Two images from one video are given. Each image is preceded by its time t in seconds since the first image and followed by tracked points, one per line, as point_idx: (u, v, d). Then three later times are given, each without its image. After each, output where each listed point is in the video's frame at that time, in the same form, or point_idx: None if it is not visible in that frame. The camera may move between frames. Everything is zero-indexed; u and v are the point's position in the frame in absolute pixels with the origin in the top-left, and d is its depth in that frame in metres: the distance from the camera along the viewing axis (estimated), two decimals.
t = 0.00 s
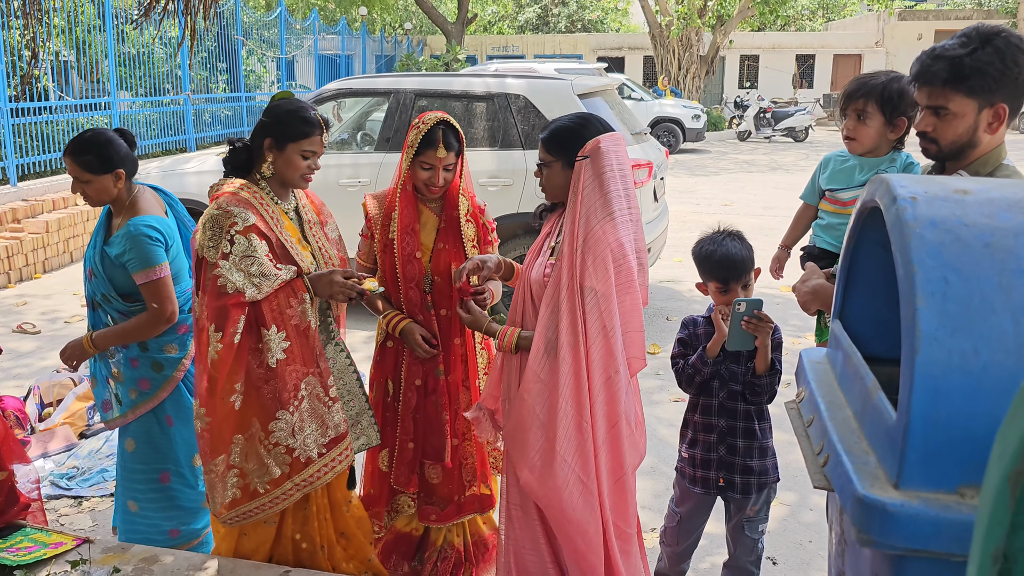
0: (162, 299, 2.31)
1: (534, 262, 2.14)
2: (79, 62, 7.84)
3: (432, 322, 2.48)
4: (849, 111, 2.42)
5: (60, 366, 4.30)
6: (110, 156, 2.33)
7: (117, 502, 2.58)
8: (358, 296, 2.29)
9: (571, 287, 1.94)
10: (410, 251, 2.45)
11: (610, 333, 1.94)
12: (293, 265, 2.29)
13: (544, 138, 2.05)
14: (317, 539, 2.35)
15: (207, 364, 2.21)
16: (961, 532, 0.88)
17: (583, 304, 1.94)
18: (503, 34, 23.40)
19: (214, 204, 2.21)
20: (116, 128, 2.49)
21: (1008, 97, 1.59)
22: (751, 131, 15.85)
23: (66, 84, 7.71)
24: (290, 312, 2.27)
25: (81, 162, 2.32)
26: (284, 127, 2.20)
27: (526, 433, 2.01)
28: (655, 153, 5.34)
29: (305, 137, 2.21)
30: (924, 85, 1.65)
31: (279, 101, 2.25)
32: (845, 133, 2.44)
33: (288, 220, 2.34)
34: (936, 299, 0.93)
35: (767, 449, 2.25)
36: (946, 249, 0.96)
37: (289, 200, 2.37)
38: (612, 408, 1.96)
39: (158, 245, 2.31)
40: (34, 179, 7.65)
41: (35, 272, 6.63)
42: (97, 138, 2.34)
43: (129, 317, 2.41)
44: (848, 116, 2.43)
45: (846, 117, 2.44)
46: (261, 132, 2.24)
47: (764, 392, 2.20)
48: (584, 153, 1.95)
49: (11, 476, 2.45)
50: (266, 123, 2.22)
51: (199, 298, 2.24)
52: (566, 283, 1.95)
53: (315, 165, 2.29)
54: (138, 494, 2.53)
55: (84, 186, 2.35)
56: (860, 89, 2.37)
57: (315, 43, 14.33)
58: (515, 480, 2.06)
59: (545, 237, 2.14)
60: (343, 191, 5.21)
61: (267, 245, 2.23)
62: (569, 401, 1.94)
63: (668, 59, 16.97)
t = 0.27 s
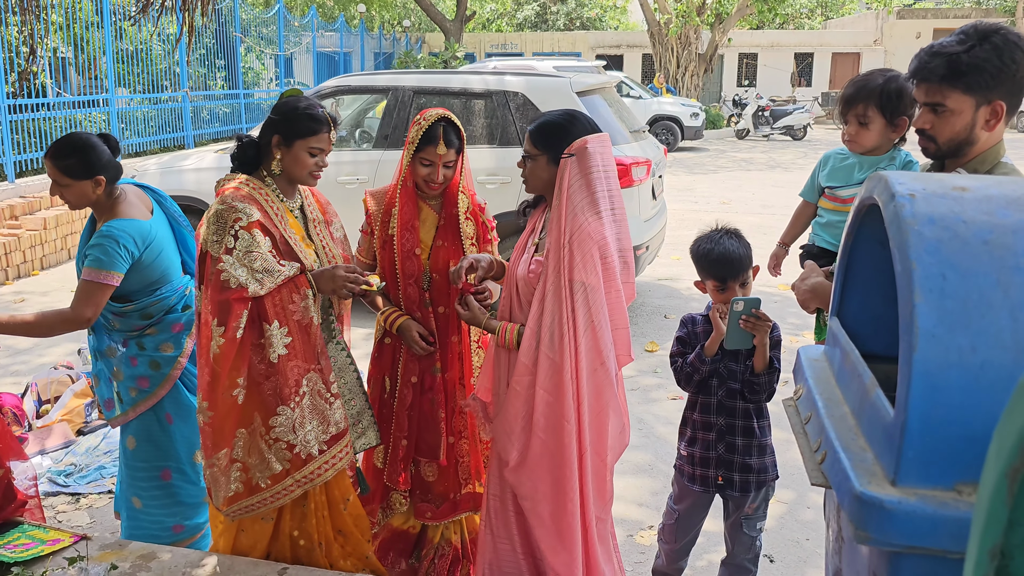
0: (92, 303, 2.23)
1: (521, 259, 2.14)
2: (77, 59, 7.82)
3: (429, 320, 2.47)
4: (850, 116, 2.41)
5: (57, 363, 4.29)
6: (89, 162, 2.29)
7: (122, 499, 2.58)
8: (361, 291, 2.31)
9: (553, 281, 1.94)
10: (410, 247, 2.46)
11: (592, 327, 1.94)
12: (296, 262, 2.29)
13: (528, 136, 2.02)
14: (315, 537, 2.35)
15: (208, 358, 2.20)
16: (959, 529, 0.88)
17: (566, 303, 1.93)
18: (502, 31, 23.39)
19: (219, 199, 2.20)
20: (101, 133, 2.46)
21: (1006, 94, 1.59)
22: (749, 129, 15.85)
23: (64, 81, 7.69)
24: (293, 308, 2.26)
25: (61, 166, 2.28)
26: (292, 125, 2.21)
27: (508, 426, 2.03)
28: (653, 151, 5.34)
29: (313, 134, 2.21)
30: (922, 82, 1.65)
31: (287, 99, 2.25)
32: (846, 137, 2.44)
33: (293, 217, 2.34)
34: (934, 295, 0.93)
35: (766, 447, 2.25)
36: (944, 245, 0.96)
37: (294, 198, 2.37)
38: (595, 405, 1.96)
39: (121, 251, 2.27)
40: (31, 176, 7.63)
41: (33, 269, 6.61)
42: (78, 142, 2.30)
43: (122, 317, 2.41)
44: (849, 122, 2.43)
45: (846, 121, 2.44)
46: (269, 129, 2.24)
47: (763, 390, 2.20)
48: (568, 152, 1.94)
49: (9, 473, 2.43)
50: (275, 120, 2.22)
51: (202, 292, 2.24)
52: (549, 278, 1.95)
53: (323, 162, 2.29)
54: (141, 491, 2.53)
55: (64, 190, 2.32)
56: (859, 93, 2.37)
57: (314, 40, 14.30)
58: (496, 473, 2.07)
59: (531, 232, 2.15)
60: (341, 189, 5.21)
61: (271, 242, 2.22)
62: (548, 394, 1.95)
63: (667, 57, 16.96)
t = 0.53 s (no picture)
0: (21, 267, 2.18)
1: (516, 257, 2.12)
2: (75, 56, 7.81)
3: (429, 317, 2.47)
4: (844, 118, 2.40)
5: (56, 360, 4.29)
6: (75, 166, 2.24)
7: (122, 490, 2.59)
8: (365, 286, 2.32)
9: (542, 280, 1.93)
10: (410, 244, 2.46)
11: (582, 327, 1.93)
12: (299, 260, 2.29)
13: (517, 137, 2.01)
14: (315, 534, 2.35)
15: (213, 354, 2.22)
16: (957, 527, 0.89)
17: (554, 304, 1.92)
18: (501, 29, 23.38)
19: (222, 197, 2.21)
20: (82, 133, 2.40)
21: (1001, 94, 1.59)
22: (748, 128, 15.86)
23: (63, 78, 7.68)
24: (295, 303, 2.25)
25: (46, 171, 2.23)
26: (296, 122, 2.20)
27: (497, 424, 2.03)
28: (653, 149, 5.34)
29: (317, 132, 2.20)
30: (917, 82, 1.65)
31: (292, 97, 2.24)
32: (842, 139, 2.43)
33: (296, 215, 2.34)
34: (933, 294, 0.93)
35: (765, 445, 2.25)
36: (943, 244, 0.96)
37: (298, 195, 2.37)
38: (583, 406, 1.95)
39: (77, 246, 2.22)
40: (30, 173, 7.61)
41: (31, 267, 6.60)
42: (61, 145, 2.24)
43: (106, 316, 2.43)
44: (843, 124, 2.42)
45: (840, 122, 2.43)
46: (273, 127, 2.24)
47: (762, 389, 2.21)
48: (558, 152, 1.92)
49: (7, 470, 2.43)
50: (281, 117, 2.21)
51: (206, 287, 2.26)
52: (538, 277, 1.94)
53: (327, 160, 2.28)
54: (134, 483, 2.53)
55: (48, 194, 2.28)
56: (851, 96, 2.36)
57: (313, 37, 14.28)
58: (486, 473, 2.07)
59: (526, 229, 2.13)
60: (340, 186, 5.20)
61: (274, 239, 2.22)
62: (534, 394, 1.95)
63: (666, 55, 16.95)
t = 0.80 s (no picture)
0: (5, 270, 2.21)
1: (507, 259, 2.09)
2: (75, 54, 7.80)
3: (428, 316, 2.46)
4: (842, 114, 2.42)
5: (55, 359, 4.29)
6: (67, 169, 2.24)
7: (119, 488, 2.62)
8: (366, 287, 2.30)
9: (527, 283, 1.90)
10: (411, 242, 2.46)
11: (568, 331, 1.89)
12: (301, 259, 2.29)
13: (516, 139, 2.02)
14: (315, 532, 2.36)
15: (214, 354, 2.23)
16: (955, 525, 0.89)
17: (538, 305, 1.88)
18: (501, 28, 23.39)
19: (224, 195, 2.21)
20: (70, 133, 2.38)
21: (982, 93, 1.56)
22: (748, 127, 15.87)
23: (62, 76, 7.67)
24: (297, 303, 2.25)
25: (38, 174, 2.23)
26: (299, 121, 2.20)
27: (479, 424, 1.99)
28: (652, 148, 5.34)
29: (318, 129, 2.21)
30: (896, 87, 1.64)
31: (293, 95, 2.25)
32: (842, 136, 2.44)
33: (297, 214, 2.34)
34: (931, 292, 0.93)
35: (765, 444, 2.26)
36: (942, 243, 0.96)
37: (299, 194, 2.37)
38: (563, 411, 1.90)
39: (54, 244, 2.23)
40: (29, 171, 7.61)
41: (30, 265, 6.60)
42: (53, 147, 2.24)
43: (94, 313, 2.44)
44: (841, 120, 2.43)
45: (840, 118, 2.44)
46: (275, 126, 2.24)
47: (761, 387, 2.21)
48: (556, 153, 1.89)
49: (6, 468, 2.43)
50: (283, 117, 2.22)
51: (207, 287, 2.27)
52: (523, 280, 1.91)
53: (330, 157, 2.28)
54: (125, 483, 2.55)
55: (41, 197, 2.27)
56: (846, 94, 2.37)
57: (312, 36, 14.27)
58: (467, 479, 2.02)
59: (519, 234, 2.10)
60: (339, 185, 5.20)
61: (275, 239, 2.23)
62: (512, 396, 1.90)
63: (666, 54, 16.95)
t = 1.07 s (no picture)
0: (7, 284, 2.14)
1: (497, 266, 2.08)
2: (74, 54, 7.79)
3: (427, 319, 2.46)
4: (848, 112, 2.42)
5: (54, 359, 4.29)
6: (55, 173, 2.23)
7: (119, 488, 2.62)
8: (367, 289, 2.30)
9: (513, 291, 1.90)
10: (413, 244, 2.47)
11: (554, 339, 1.89)
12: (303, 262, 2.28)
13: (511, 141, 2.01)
14: (314, 533, 2.36)
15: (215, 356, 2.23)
16: (950, 526, 0.89)
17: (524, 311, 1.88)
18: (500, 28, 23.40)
19: (228, 197, 2.20)
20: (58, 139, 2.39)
21: (954, 96, 1.53)
22: (747, 127, 15.88)
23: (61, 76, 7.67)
24: (299, 308, 2.26)
25: (26, 179, 2.22)
26: (296, 120, 2.20)
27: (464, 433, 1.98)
28: (651, 149, 5.34)
29: (316, 127, 2.21)
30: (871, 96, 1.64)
31: (287, 95, 2.24)
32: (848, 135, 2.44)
33: (301, 216, 2.34)
34: (927, 294, 0.93)
35: (764, 444, 2.26)
36: (938, 244, 0.97)
37: (303, 195, 2.37)
38: (548, 419, 1.89)
39: (43, 246, 2.21)
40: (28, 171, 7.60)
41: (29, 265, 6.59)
42: (41, 152, 2.23)
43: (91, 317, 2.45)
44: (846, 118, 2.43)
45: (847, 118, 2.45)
46: (274, 127, 2.24)
47: (760, 388, 2.21)
48: (547, 157, 1.89)
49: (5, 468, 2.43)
50: (280, 118, 2.21)
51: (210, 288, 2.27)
52: (507, 288, 1.91)
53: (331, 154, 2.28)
54: (123, 485, 2.56)
55: (29, 202, 2.27)
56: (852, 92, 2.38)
57: (312, 36, 14.26)
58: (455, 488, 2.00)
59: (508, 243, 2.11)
60: (338, 185, 5.20)
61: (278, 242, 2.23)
62: (496, 403, 1.89)
63: (665, 55, 16.96)
